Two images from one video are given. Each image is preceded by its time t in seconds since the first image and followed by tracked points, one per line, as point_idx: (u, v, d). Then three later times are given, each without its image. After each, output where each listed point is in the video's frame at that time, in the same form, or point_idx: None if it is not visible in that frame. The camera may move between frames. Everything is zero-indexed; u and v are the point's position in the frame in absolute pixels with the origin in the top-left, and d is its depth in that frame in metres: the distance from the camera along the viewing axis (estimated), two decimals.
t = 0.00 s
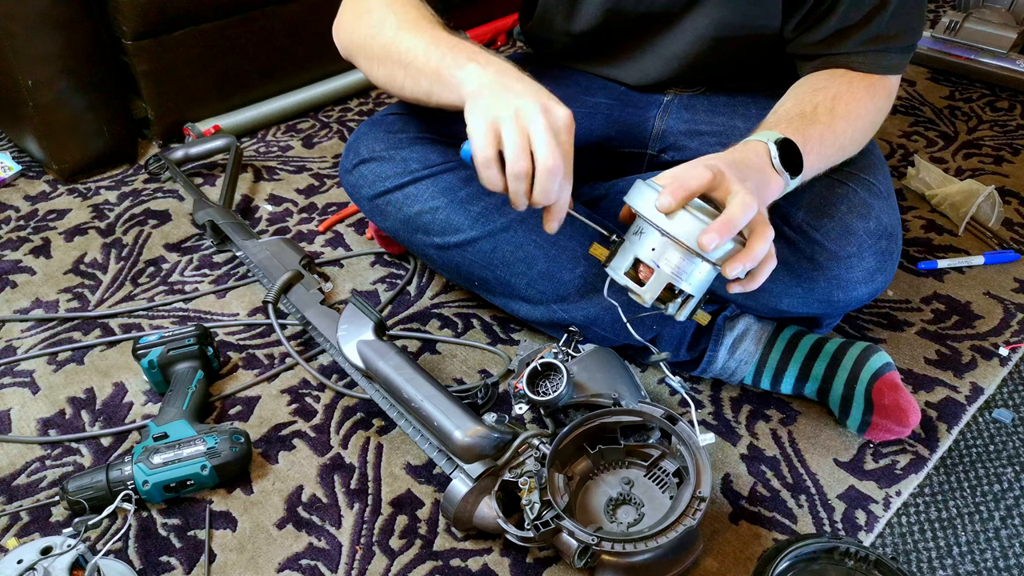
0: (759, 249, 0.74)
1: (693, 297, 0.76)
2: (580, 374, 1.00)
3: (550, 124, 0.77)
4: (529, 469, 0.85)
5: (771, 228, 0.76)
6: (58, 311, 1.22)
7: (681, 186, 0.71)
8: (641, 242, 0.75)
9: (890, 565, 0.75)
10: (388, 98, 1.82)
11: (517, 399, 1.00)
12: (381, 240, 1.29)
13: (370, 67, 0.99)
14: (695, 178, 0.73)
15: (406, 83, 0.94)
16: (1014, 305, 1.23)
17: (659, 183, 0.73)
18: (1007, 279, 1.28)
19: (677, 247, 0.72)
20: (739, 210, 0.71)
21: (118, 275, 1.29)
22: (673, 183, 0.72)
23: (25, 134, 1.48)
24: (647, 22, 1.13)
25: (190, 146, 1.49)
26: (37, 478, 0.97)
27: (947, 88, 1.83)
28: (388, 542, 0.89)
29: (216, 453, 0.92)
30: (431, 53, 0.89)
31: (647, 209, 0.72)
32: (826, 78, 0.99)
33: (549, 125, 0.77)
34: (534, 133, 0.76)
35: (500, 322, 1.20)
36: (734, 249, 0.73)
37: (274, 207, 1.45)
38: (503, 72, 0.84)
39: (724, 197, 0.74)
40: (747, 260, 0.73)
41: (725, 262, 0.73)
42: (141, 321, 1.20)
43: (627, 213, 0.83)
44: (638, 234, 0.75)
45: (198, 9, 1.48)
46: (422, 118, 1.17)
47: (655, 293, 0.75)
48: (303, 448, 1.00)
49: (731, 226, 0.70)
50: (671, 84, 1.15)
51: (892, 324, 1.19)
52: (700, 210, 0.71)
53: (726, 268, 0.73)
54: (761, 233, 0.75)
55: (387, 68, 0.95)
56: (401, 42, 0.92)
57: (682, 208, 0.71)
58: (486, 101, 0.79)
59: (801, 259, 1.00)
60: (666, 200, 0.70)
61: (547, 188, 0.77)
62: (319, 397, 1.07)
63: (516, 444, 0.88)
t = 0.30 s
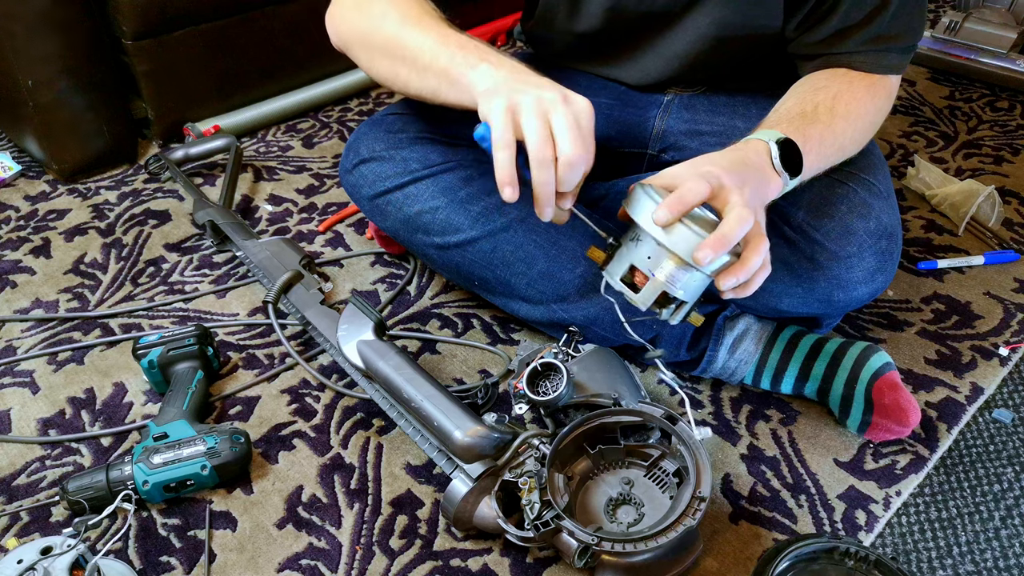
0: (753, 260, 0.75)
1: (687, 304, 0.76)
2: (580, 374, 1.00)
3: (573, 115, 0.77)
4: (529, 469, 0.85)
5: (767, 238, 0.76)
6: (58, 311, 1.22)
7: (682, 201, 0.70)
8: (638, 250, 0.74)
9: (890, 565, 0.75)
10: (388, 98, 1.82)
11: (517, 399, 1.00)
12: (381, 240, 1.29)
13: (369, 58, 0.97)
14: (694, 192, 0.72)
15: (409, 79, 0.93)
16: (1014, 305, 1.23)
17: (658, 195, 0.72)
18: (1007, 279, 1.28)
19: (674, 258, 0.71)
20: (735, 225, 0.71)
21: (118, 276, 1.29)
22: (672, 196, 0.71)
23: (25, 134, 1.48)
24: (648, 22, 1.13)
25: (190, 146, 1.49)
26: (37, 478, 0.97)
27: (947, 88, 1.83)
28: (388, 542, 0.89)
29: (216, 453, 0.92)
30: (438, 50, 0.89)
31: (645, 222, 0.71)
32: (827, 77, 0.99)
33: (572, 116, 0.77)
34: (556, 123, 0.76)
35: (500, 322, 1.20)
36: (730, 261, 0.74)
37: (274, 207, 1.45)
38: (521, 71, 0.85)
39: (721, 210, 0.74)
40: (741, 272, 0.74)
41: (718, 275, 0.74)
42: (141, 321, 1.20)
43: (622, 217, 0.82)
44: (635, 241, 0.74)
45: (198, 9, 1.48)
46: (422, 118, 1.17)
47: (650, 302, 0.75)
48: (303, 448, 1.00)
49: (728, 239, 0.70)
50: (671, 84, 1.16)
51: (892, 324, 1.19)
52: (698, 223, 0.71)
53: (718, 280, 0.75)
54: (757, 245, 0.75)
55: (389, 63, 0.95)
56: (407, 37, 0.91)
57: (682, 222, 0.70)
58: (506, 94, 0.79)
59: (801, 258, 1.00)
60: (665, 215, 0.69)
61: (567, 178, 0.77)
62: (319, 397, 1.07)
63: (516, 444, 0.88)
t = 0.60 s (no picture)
0: (754, 265, 0.75)
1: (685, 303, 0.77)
2: (580, 374, 1.00)
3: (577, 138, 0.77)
4: (529, 469, 0.85)
5: (768, 242, 0.76)
6: (58, 311, 1.22)
7: (687, 202, 0.70)
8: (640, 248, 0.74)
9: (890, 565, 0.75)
10: (388, 98, 1.82)
11: (517, 399, 1.00)
12: (381, 240, 1.29)
13: (367, 52, 0.97)
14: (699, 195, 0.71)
15: (408, 73, 0.93)
16: (1014, 305, 1.23)
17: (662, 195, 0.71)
18: (1007, 279, 1.28)
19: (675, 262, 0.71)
20: (738, 231, 0.71)
21: (118, 276, 1.29)
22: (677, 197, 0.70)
23: (25, 134, 1.48)
24: (648, 21, 1.13)
25: (190, 146, 1.49)
26: (37, 478, 0.97)
27: (947, 88, 1.83)
28: (388, 542, 0.89)
29: (216, 453, 0.92)
30: (439, 44, 0.89)
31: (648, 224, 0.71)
32: (828, 77, 0.99)
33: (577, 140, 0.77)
34: (560, 147, 0.77)
35: (500, 322, 1.20)
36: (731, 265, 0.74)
37: (274, 207, 1.45)
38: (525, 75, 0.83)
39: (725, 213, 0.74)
40: (741, 275, 0.75)
41: (718, 277, 0.75)
42: (141, 321, 1.20)
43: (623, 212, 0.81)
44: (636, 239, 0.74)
45: (198, 9, 1.48)
46: (422, 118, 1.17)
47: (650, 300, 0.76)
48: (303, 448, 1.00)
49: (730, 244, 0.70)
50: (671, 84, 1.16)
51: (892, 324, 1.19)
52: (701, 226, 0.70)
53: (719, 283, 0.75)
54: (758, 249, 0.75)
55: (387, 57, 0.94)
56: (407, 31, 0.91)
57: (685, 225, 0.69)
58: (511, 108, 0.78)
59: (801, 258, 1.00)
60: (669, 218, 0.69)
61: (568, 200, 0.78)
62: (319, 397, 1.07)
63: (516, 444, 0.88)
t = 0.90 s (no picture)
0: (754, 284, 0.75)
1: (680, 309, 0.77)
2: (580, 374, 1.00)
3: (585, 121, 0.77)
4: (529, 469, 0.85)
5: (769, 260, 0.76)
6: (58, 311, 1.22)
7: (698, 219, 0.69)
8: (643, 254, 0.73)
9: (890, 565, 0.75)
10: (388, 98, 1.82)
11: (517, 399, 1.00)
12: (381, 240, 1.29)
13: (370, 53, 0.97)
14: (710, 212, 0.70)
15: (412, 75, 0.93)
16: (1014, 305, 1.23)
17: (672, 208, 0.70)
18: (1007, 279, 1.28)
19: (678, 277, 0.71)
20: (744, 253, 0.70)
21: (118, 276, 1.29)
22: (687, 213, 0.69)
23: (25, 134, 1.48)
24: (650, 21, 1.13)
25: (190, 146, 1.49)
26: (37, 478, 0.97)
27: (947, 88, 1.82)
28: (388, 542, 0.89)
29: (216, 453, 0.92)
30: (442, 46, 0.89)
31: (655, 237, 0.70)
32: (830, 77, 0.99)
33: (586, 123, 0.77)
34: (569, 131, 0.77)
35: (500, 322, 1.20)
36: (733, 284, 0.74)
37: (274, 207, 1.45)
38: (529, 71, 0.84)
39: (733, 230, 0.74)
40: (740, 293, 0.75)
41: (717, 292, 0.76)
42: (141, 321, 1.20)
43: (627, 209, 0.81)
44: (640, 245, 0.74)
45: (199, 9, 1.48)
46: (422, 118, 1.17)
47: (647, 305, 0.77)
48: (303, 448, 1.00)
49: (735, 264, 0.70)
50: (671, 83, 1.16)
51: (892, 324, 1.19)
52: (708, 244, 0.70)
53: (716, 297, 0.77)
54: (761, 267, 0.75)
55: (390, 58, 0.94)
56: (409, 35, 0.91)
57: (693, 241, 0.69)
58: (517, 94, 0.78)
59: (801, 259, 1.00)
60: (679, 236, 0.68)
61: (579, 183, 0.77)
62: (319, 397, 1.07)
63: (516, 444, 0.88)
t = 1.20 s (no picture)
0: (767, 281, 0.76)
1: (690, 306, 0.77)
2: (580, 374, 1.00)
3: (438, 162, 0.73)
4: (529, 469, 0.85)
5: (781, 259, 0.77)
6: (58, 311, 1.22)
7: (717, 215, 0.68)
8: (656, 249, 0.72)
9: (890, 565, 0.75)
10: (388, 98, 1.82)
11: (517, 399, 1.00)
12: (381, 240, 1.29)
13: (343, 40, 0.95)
14: (729, 209, 0.70)
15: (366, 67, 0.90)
16: (1014, 305, 1.23)
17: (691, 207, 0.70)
18: (1007, 279, 1.28)
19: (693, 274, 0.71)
20: (761, 252, 0.71)
21: (118, 276, 1.29)
22: (707, 210, 0.69)
23: (25, 134, 1.48)
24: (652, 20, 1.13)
25: (190, 146, 1.49)
26: (37, 478, 0.97)
27: (947, 88, 1.82)
28: (388, 542, 0.89)
29: (216, 453, 0.92)
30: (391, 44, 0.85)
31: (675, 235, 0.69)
32: (833, 78, 0.99)
33: (441, 158, 0.73)
34: (408, 168, 0.74)
35: (500, 322, 1.20)
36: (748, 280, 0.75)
37: (274, 207, 1.45)
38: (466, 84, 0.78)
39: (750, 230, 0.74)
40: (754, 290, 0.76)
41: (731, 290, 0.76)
42: (141, 321, 1.20)
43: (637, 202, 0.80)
44: (654, 240, 0.72)
45: (199, 9, 1.48)
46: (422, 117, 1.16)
47: (657, 301, 0.76)
48: (303, 448, 1.00)
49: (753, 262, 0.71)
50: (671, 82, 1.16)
51: (892, 324, 1.19)
52: (725, 242, 0.70)
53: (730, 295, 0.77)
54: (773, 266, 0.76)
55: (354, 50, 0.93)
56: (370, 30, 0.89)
57: (712, 239, 0.69)
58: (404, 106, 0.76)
59: (801, 258, 1.00)
60: (700, 233, 0.67)
61: (423, 217, 0.76)
62: (319, 397, 1.07)
63: (516, 444, 0.88)
